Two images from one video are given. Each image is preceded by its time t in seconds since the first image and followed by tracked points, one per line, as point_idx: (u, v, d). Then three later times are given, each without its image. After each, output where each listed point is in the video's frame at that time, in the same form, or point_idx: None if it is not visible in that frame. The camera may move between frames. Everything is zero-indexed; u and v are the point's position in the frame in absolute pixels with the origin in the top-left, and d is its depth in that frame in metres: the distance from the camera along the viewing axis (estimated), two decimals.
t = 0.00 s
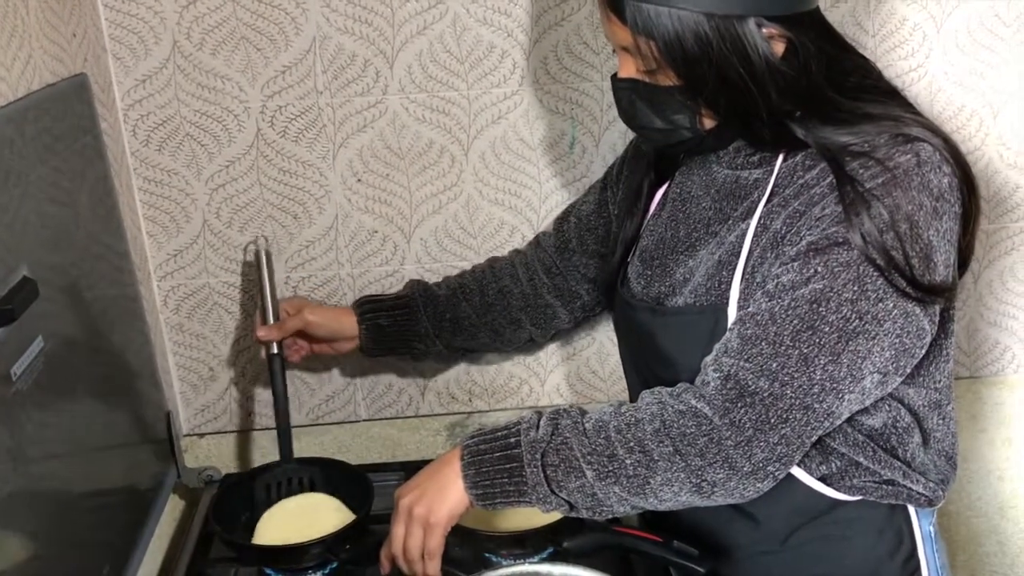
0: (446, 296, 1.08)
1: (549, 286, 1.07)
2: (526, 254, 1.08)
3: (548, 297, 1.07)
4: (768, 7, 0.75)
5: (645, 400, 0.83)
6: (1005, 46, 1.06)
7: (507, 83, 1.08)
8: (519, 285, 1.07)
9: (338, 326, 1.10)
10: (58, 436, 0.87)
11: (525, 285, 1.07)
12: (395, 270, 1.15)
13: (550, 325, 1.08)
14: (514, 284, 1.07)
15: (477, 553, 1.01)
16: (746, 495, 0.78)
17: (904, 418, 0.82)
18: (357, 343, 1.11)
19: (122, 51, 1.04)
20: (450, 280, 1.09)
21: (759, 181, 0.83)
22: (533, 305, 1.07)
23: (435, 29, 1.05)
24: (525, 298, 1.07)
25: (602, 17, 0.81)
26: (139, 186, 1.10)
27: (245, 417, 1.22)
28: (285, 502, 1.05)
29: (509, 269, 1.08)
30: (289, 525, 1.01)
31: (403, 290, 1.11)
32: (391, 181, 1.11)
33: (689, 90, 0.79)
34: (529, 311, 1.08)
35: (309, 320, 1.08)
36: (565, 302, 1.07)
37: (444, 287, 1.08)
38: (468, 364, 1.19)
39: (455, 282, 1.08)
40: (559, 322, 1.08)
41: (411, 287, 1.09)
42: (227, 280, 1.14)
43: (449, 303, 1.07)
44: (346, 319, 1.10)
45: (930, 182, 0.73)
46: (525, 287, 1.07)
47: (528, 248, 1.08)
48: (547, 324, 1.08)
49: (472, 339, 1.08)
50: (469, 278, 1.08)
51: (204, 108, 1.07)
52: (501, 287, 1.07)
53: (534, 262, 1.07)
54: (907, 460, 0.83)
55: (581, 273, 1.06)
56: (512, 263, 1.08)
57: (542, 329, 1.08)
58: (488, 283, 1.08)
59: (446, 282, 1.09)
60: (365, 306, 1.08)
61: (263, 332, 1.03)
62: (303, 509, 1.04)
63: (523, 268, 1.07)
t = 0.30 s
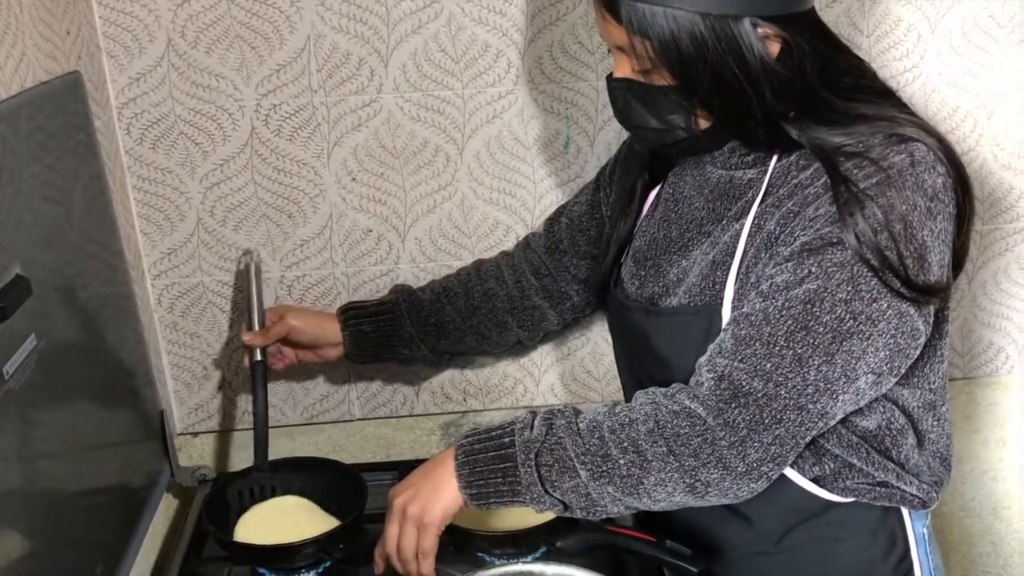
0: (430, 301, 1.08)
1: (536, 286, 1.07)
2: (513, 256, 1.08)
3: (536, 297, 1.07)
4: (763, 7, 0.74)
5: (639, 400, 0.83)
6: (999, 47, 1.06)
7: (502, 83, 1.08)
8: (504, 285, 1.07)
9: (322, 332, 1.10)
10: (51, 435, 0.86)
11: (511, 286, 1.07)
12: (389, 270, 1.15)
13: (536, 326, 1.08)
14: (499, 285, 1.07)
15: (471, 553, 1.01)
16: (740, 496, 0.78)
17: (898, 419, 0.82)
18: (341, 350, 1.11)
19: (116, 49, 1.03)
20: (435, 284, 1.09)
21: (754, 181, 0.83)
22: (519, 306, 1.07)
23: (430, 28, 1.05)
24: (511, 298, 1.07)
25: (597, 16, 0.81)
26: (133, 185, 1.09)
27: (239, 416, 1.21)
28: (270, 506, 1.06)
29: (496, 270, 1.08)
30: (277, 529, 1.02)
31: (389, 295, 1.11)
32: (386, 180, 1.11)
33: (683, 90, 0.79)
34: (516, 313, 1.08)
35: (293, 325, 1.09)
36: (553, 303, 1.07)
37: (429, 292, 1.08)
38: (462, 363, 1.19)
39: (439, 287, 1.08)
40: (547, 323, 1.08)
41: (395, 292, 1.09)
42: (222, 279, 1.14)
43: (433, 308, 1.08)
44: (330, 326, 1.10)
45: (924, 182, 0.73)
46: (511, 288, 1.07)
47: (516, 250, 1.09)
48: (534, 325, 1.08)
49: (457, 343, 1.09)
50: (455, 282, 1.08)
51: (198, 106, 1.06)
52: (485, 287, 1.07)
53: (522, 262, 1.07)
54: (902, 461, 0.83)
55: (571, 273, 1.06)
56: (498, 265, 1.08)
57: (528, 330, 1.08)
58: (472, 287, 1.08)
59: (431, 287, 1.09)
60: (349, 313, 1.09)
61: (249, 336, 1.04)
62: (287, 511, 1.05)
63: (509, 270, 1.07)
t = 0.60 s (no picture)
0: (413, 297, 1.07)
1: (523, 283, 1.07)
2: (499, 250, 1.08)
3: (522, 295, 1.07)
4: (761, 7, 0.75)
5: (636, 399, 0.83)
6: (996, 48, 1.07)
7: (500, 83, 1.08)
8: (490, 282, 1.07)
9: (305, 328, 1.10)
10: (50, 433, 0.86)
11: (496, 283, 1.07)
12: (387, 269, 1.15)
13: (521, 322, 1.09)
14: (484, 282, 1.07)
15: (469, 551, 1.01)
16: (737, 495, 0.79)
17: (895, 419, 0.82)
18: (324, 345, 1.11)
19: (115, 48, 1.04)
20: (418, 280, 1.08)
21: (750, 182, 0.83)
22: (505, 302, 1.07)
23: (429, 28, 1.05)
24: (496, 295, 1.07)
25: (595, 16, 0.82)
26: (133, 184, 1.10)
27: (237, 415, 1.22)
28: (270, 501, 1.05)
29: (480, 267, 1.08)
30: (279, 527, 1.01)
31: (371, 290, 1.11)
32: (384, 180, 1.11)
33: (680, 91, 0.79)
34: (500, 309, 1.08)
35: (276, 321, 1.09)
36: (540, 299, 1.07)
37: (411, 288, 1.08)
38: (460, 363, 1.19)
39: (422, 283, 1.08)
40: (532, 319, 1.09)
41: (377, 288, 1.08)
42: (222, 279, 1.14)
43: (416, 304, 1.07)
44: (312, 322, 1.10)
45: (920, 182, 0.74)
46: (496, 284, 1.07)
47: (502, 245, 1.09)
48: (519, 321, 1.09)
49: (441, 339, 1.08)
50: (439, 277, 1.08)
51: (197, 106, 1.07)
52: (472, 283, 1.07)
53: (509, 259, 1.07)
54: (899, 460, 0.83)
55: (561, 271, 1.06)
56: (483, 260, 1.08)
57: (513, 325, 1.09)
58: (455, 280, 1.07)
59: (415, 283, 1.08)
60: (330, 310, 1.08)
61: (231, 329, 1.04)
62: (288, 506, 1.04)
63: (495, 266, 1.07)
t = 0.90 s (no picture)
0: (409, 300, 1.07)
1: (519, 286, 1.07)
2: (495, 253, 1.08)
3: (517, 297, 1.07)
4: (760, 9, 0.75)
5: (635, 400, 0.83)
6: (995, 50, 1.07)
7: (500, 84, 1.08)
8: (485, 285, 1.07)
9: (301, 333, 1.10)
10: (50, 433, 0.87)
11: (492, 285, 1.07)
12: (387, 269, 1.15)
13: (517, 324, 1.09)
14: (480, 285, 1.07)
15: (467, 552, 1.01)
16: (736, 496, 0.79)
17: (894, 420, 0.82)
18: (320, 350, 1.11)
19: (116, 48, 1.04)
20: (414, 284, 1.08)
21: (749, 184, 0.83)
22: (500, 305, 1.07)
23: (429, 28, 1.05)
24: (492, 298, 1.07)
25: (594, 17, 0.82)
26: (133, 183, 1.10)
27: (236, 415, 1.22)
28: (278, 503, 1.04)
29: (476, 270, 1.08)
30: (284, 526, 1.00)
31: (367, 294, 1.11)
32: (385, 180, 1.11)
33: (679, 91, 0.80)
34: (496, 312, 1.08)
35: (272, 326, 1.09)
36: (535, 301, 1.07)
37: (407, 292, 1.08)
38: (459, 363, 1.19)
39: (418, 286, 1.08)
40: (528, 321, 1.09)
41: (374, 291, 1.08)
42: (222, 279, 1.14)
43: (412, 307, 1.07)
44: (309, 326, 1.10)
45: (918, 184, 0.74)
46: (492, 287, 1.07)
47: (498, 248, 1.08)
48: (514, 323, 1.09)
49: (437, 342, 1.09)
50: (434, 280, 1.08)
51: (198, 106, 1.07)
52: (468, 287, 1.07)
53: (505, 262, 1.07)
54: (897, 462, 0.83)
55: (557, 273, 1.06)
56: (478, 264, 1.08)
57: (508, 327, 1.09)
58: (452, 284, 1.07)
59: (410, 286, 1.08)
60: (326, 315, 1.09)
61: (229, 334, 1.05)
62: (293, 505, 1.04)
63: (491, 269, 1.07)
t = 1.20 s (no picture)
0: (402, 301, 1.07)
1: (511, 288, 1.06)
2: (486, 254, 1.07)
3: (509, 299, 1.07)
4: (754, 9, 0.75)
5: (629, 401, 0.83)
6: (989, 51, 1.07)
7: (494, 84, 1.08)
8: (477, 286, 1.07)
9: (292, 329, 1.10)
10: (40, 433, 0.86)
11: (484, 287, 1.07)
12: (380, 269, 1.15)
13: (508, 325, 1.08)
14: (473, 286, 1.07)
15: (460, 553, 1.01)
16: (730, 497, 0.79)
17: (887, 420, 0.82)
18: (311, 347, 1.11)
19: (108, 47, 1.04)
20: (407, 284, 1.08)
21: (742, 185, 0.83)
22: (492, 307, 1.07)
23: (423, 28, 1.05)
24: (484, 299, 1.07)
25: (584, 20, 0.82)
26: (125, 183, 1.09)
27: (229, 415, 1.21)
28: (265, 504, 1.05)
29: (469, 270, 1.07)
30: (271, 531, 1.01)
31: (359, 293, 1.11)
32: (378, 180, 1.11)
33: (671, 93, 0.79)
34: (488, 313, 1.07)
35: (263, 318, 1.09)
36: (526, 302, 1.07)
37: (400, 291, 1.08)
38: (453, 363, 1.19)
39: (411, 287, 1.08)
40: (519, 322, 1.08)
41: (366, 291, 1.09)
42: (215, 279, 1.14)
43: (405, 308, 1.07)
44: (300, 323, 1.10)
45: (911, 184, 0.74)
46: (484, 289, 1.07)
47: (489, 249, 1.08)
48: (506, 325, 1.08)
49: (430, 342, 1.09)
50: (427, 281, 1.08)
51: (190, 105, 1.06)
52: (461, 287, 1.07)
53: (496, 262, 1.06)
54: (891, 462, 0.83)
55: (548, 274, 1.05)
56: (471, 263, 1.07)
57: (500, 329, 1.08)
58: (445, 285, 1.07)
59: (403, 286, 1.08)
60: (318, 314, 1.08)
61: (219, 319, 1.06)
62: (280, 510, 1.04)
63: (484, 269, 1.07)
